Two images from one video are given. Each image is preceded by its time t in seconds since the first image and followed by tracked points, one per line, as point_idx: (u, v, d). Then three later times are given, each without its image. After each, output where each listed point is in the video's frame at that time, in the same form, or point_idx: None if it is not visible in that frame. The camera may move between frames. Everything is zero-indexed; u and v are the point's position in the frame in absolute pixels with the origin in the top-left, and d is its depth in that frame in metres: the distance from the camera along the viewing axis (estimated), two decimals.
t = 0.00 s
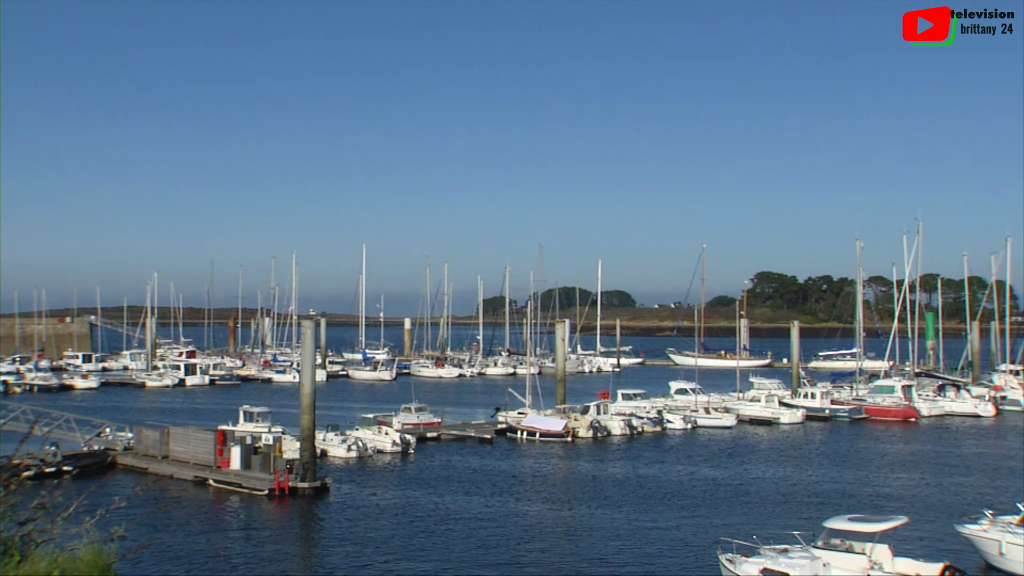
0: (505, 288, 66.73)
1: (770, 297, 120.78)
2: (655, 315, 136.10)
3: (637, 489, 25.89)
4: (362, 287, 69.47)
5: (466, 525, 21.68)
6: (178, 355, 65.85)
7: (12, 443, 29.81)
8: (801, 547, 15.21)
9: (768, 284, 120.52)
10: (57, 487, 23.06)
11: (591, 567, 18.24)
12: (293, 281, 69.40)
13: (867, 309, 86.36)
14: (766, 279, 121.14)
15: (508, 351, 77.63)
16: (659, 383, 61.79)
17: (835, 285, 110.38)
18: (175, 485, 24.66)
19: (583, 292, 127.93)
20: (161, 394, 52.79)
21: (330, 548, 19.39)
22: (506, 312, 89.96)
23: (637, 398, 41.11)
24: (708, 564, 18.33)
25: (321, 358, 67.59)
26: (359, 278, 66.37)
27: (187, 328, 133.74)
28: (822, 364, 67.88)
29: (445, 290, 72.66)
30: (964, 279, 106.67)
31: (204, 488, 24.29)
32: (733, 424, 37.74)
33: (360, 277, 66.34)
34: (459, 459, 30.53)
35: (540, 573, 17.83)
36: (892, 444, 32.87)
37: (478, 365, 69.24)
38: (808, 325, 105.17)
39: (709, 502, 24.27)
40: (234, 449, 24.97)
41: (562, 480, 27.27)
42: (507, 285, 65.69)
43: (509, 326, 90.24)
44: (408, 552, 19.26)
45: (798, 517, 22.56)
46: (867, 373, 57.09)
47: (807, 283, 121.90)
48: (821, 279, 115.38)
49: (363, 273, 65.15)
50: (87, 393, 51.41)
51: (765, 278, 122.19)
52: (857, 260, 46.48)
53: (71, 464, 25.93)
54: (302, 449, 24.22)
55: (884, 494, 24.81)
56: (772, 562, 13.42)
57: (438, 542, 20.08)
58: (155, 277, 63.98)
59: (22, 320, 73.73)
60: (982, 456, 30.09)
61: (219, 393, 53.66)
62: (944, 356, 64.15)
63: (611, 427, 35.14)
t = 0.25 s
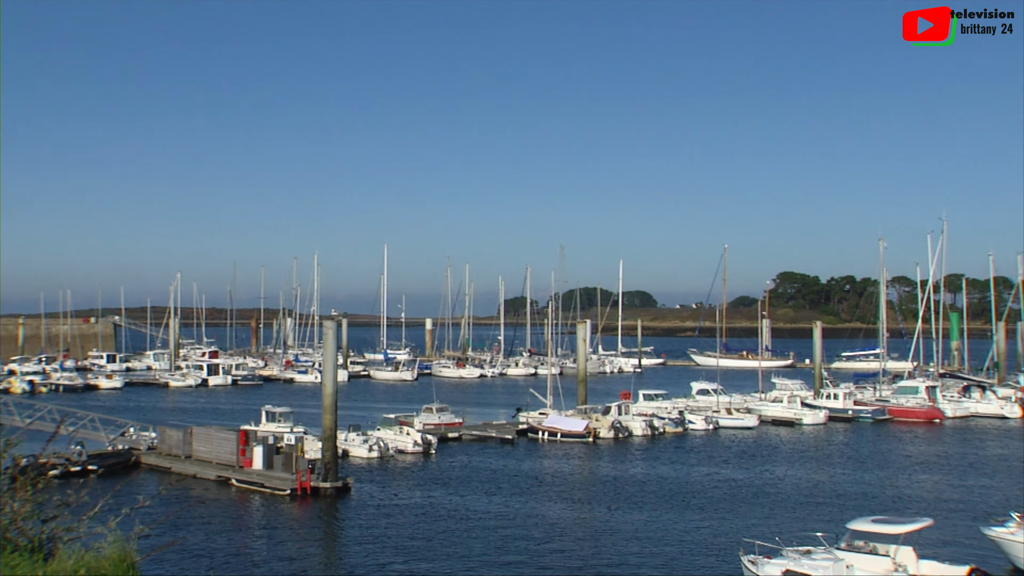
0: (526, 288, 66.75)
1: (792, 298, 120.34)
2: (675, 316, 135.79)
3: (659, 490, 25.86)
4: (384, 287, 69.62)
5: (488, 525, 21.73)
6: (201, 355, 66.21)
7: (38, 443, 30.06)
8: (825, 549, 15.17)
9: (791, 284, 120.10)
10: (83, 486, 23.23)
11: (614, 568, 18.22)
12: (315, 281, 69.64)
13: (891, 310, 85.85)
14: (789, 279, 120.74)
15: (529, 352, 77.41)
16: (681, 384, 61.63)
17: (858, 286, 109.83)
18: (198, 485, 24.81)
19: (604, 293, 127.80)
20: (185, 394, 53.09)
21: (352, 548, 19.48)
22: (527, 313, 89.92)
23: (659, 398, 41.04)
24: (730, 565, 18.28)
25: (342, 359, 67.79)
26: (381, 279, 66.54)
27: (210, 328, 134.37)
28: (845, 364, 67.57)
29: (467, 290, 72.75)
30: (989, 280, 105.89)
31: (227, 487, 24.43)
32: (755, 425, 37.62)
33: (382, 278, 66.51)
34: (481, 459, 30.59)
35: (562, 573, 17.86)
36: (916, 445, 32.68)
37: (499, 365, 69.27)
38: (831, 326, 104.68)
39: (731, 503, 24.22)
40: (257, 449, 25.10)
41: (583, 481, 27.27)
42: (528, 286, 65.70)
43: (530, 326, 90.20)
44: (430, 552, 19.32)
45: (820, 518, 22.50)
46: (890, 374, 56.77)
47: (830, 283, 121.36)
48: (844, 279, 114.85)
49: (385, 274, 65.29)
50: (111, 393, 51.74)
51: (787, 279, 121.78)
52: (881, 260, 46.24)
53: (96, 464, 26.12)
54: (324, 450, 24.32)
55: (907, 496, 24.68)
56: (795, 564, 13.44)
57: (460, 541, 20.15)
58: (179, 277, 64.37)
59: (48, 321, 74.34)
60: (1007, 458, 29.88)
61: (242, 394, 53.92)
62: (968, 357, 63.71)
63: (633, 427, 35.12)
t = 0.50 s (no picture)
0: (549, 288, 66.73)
1: (816, 298, 119.79)
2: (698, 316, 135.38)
3: (681, 491, 25.80)
4: (407, 287, 69.76)
5: (511, 525, 21.73)
6: (226, 355, 66.55)
7: (65, 442, 30.28)
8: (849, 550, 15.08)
9: (815, 284, 119.58)
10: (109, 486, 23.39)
11: (636, 568, 18.22)
12: (339, 281, 69.87)
13: (916, 310, 85.30)
14: (813, 279, 120.20)
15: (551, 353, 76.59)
16: (704, 384, 61.42)
17: (883, 286, 109.17)
18: (222, 484, 24.93)
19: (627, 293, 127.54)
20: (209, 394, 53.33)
21: (375, 548, 19.55)
22: (550, 313, 89.85)
23: (682, 398, 40.93)
24: (753, 567, 18.19)
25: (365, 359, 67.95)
26: (404, 279, 66.70)
27: (234, 329, 135.03)
28: (870, 365, 67.18)
29: (489, 290, 72.78)
30: (1016, 280, 104.92)
31: (251, 487, 24.54)
32: (778, 426, 37.46)
33: (405, 278, 66.66)
34: (504, 460, 30.60)
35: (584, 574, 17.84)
36: (942, 447, 32.45)
37: (521, 365, 69.23)
38: (855, 326, 104.09)
39: (755, 504, 24.12)
40: (280, 448, 25.18)
41: (606, 481, 27.24)
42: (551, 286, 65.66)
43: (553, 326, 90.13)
44: (452, 552, 19.34)
45: (845, 519, 22.38)
46: (916, 374, 56.39)
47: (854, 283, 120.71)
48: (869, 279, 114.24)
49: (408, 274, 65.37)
50: (137, 393, 52.05)
51: (811, 279, 121.29)
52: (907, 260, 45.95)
53: (122, 464, 26.29)
54: (347, 450, 24.39)
55: (933, 497, 24.51)
56: (818, 566, 13.46)
57: (482, 542, 20.16)
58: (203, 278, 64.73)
59: (73, 321, 74.92)
60: None
61: (265, 394, 54.16)
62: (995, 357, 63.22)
63: (656, 428, 35.05)
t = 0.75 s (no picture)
0: (578, 289, 66.61)
1: (848, 298, 118.96)
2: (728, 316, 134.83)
3: (712, 492, 25.67)
4: (437, 287, 69.87)
5: (540, 526, 21.70)
6: (257, 355, 66.92)
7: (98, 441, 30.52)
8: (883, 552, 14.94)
9: (847, 285, 118.78)
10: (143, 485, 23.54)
11: (667, 570, 18.13)
12: (369, 282, 70.10)
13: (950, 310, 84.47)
14: (845, 280, 119.39)
15: (581, 353, 76.93)
16: (734, 385, 61.10)
17: (916, 286, 108.21)
18: (254, 484, 25.04)
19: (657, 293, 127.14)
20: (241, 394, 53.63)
21: (406, 547, 19.58)
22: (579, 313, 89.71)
23: (713, 399, 40.74)
24: (784, 570, 18.04)
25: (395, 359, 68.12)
26: (434, 280, 66.81)
27: (264, 330, 135.76)
28: (903, 366, 66.60)
29: (519, 291, 72.75)
30: None
31: (282, 487, 24.63)
32: (810, 427, 37.21)
33: (435, 278, 66.77)
34: (533, 460, 30.58)
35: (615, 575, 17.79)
36: (976, 449, 32.10)
37: (551, 366, 69.14)
38: (888, 326, 103.20)
39: (786, 505, 23.96)
40: (311, 448, 25.27)
41: (636, 482, 27.15)
42: (581, 287, 65.54)
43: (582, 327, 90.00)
44: (482, 552, 19.34)
45: (878, 521, 22.19)
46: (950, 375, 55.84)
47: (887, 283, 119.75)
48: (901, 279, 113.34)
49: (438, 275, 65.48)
50: (169, 393, 52.42)
51: (843, 279, 120.48)
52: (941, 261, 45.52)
53: (155, 463, 26.47)
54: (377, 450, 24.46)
55: (968, 500, 24.25)
56: (852, 568, 13.38)
57: (511, 542, 20.14)
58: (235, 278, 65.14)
59: (107, 322, 75.59)
60: None
61: (296, 394, 54.41)
62: None
63: (686, 429, 34.90)
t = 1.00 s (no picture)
0: (613, 289, 66.41)
1: (886, 298, 117.78)
2: (764, 317, 133.90)
3: (748, 493, 25.48)
4: (472, 288, 69.95)
5: (575, 526, 21.61)
6: (293, 355, 67.32)
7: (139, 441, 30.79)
8: (922, 555, 14.67)
9: (885, 285, 117.62)
10: (182, 484, 23.72)
11: (703, 572, 18.01)
12: (404, 282, 70.29)
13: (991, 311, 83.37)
14: (883, 280, 118.25)
15: (616, 353, 76.80)
16: (771, 386, 60.66)
17: (956, 286, 106.95)
18: (290, 484, 25.15)
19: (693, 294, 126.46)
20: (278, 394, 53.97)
21: (441, 548, 19.56)
22: (614, 313, 89.47)
23: (749, 400, 40.45)
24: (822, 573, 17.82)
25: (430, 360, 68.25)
26: (469, 280, 66.89)
27: (301, 330, 136.63)
28: (943, 367, 65.82)
29: (554, 291, 72.66)
30: None
31: (318, 487, 24.70)
32: (847, 428, 36.86)
33: (470, 279, 66.84)
34: (568, 461, 30.51)
35: None
36: (1018, 451, 31.63)
37: (586, 366, 68.96)
38: (927, 327, 102.05)
39: (823, 507, 23.72)
40: (346, 448, 25.33)
41: (671, 483, 27.01)
42: (616, 288, 65.39)
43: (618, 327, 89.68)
44: (517, 553, 19.30)
45: (918, 525, 21.89)
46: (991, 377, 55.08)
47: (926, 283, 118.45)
48: (941, 279, 112.03)
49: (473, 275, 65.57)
50: (208, 393, 52.83)
51: (881, 279, 119.30)
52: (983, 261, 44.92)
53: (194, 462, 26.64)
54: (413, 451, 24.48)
55: (1009, 504, 23.89)
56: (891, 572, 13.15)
57: (547, 543, 20.07)
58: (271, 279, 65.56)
59: (146, 322, 76.33)
60: None
61: (332, 394, 54.65)
62: None
63: (722, 430, 34.68)
